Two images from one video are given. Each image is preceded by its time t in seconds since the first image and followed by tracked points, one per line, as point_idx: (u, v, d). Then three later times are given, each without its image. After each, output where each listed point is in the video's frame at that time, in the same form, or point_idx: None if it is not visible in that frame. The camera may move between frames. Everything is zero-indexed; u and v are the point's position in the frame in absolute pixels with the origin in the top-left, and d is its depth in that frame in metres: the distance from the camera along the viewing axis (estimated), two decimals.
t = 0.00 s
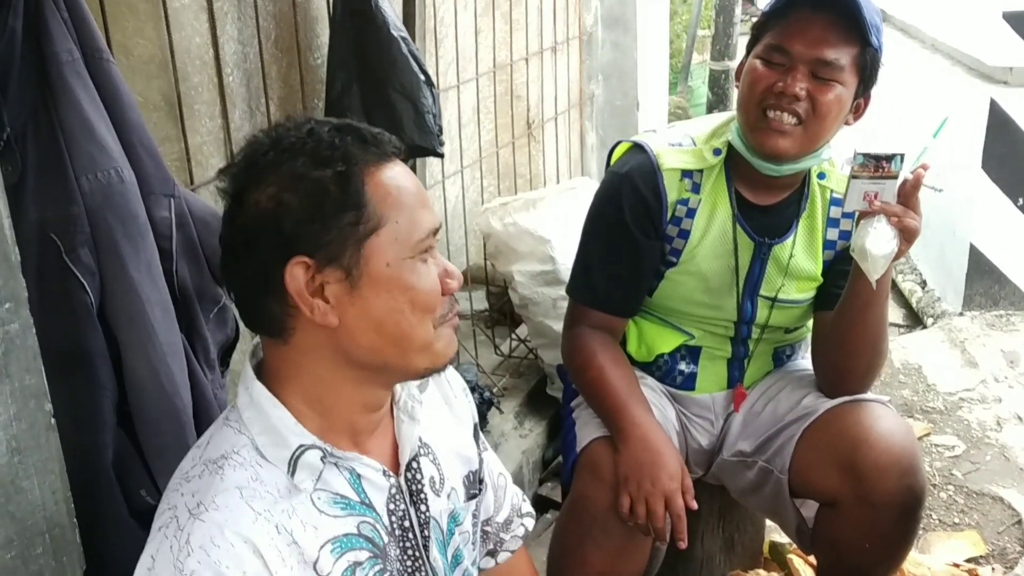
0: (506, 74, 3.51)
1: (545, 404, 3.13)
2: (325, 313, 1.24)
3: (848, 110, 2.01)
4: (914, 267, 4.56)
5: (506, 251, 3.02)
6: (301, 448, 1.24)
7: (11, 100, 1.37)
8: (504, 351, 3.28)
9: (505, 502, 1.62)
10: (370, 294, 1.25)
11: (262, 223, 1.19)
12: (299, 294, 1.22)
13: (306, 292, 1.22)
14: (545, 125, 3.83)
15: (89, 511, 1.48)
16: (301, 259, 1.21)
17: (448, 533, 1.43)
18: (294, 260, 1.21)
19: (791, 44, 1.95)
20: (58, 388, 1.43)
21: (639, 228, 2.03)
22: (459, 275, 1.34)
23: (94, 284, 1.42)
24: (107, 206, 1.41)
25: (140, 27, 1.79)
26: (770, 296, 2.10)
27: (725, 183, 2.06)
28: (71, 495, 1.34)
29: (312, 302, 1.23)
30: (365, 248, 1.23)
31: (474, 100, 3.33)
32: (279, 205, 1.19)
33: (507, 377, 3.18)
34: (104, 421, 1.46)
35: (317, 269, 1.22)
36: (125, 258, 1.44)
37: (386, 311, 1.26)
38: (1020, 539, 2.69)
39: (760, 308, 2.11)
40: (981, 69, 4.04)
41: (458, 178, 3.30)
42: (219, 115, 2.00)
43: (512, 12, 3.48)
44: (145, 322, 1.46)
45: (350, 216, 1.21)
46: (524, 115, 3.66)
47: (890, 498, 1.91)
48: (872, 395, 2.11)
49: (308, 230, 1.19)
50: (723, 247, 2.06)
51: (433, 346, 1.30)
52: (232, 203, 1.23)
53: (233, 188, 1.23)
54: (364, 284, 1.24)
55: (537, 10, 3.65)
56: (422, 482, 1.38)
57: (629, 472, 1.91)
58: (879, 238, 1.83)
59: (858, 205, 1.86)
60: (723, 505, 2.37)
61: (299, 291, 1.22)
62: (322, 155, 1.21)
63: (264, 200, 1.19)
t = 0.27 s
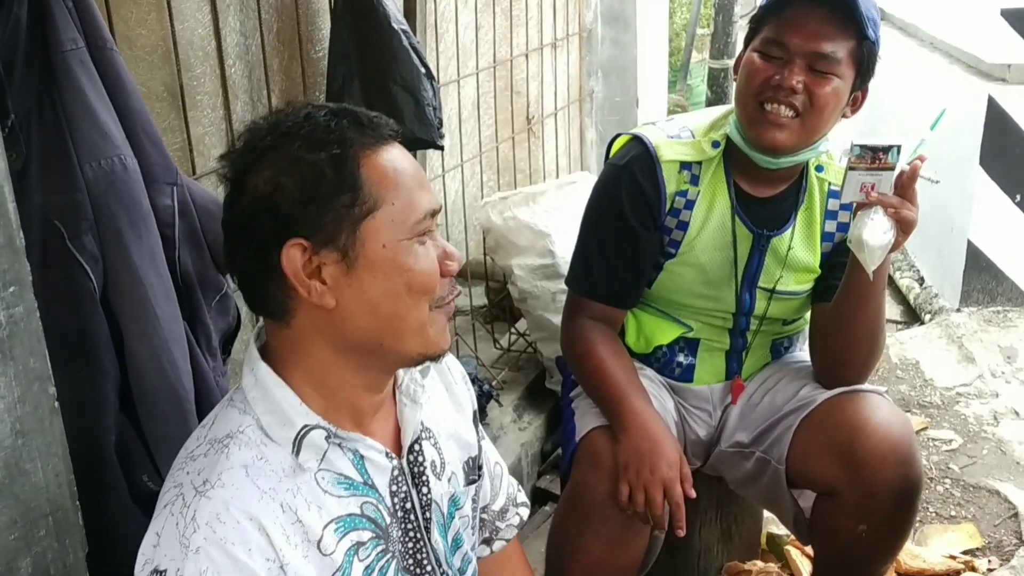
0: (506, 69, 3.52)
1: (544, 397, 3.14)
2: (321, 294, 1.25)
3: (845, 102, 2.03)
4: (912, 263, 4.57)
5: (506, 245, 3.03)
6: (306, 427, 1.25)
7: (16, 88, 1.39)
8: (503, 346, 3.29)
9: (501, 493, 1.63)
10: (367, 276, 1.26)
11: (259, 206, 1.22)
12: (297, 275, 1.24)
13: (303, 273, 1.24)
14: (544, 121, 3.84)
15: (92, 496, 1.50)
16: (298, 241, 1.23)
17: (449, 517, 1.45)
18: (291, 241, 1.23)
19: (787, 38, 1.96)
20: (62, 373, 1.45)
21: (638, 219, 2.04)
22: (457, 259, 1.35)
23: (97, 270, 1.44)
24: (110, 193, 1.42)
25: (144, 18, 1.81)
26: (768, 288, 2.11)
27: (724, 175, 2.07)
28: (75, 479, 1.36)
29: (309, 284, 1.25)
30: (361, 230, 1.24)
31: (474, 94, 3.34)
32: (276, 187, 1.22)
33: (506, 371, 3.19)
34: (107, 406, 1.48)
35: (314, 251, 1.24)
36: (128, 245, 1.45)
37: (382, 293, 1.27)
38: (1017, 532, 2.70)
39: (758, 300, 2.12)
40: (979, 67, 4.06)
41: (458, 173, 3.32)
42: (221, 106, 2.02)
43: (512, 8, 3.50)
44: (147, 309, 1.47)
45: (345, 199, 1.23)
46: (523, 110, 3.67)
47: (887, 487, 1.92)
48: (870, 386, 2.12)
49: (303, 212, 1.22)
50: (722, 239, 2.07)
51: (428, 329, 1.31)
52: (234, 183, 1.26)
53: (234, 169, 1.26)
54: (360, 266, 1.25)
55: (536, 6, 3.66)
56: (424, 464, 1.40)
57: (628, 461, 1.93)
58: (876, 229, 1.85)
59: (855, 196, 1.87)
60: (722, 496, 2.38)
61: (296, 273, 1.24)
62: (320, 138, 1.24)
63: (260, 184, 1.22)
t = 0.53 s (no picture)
0: (504, 68, 3.55)
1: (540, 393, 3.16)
2: (281, 284, 1.30)
3: (841, 100, 2.05)
4: (906, 264, 4.60)
5: (503, 242, 3.05)
6: (317, 415, 1.28)
7: (21, 77, 1.41)
8: (500, 342, 3.30)
9: (509, 485, 1.65)
10: (318, 271, 1.27)
11: (249, 194, 1.30)
12: (260, 263, 1.31)
13: (264, 262, 1.31)
14: (542, 119, 3.87)
15: (94, 482, 1.52)
16: (256, 233, 1.31)
17: (456, 509, 1.46)
18: (253, 233, 1.31)
19: (784, 36, 1.98)
20: (66, 360, 1.47)
21: (633, 214, 2.06)
22: (435, 257, 1.28)
23: (101, 259, 1.46)
24: (114, 182, 1.43)
25: (147, 10, 1.84)
26: (764, 284, 2.13)
27: (720, 172, 2.09)
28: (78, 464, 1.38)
29: (271, 273, 1.31)
30: (311, 223, 1.27)
31: (473, 92, 3.36)
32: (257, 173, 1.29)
33: (503, 366, 3.20)
34: (110, 393, 1.50)
35: (272, 241, 1.30)
36: (131, 233, 1.46)
37: (332, 289, 1.27)
38: (1008, 529, 2.72)
39: (754, 295, 2.15)
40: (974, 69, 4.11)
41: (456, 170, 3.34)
42: (222, 99, 2.05)
43: (510, 6, 3.52)
44: (150, 298, 1.48)
45: (297, 192, 1.27)
46: (521, 109, 3.69)
47: (878, 480, 1.94)
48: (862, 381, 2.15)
49: (273, 206, 1.28)
50: (719, 234, 2.09)
51: (388, 329, 1.28)
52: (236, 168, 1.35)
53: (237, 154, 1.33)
54: (312, 261, 1.27)
55: (535, 5, 3.69)
56: (432, 456, 1.41)
57: (623, 453, 1.95)
58: (869, 225, 1.87)
59: (849, 192, 1.89)
60: (716, 491, 2.41)
61: (259, 264, 1.31)
62: (300, 129, 1.29)
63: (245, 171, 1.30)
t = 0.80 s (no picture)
0: (503, 66, 3.56)
1: (537, 391, 3.17)
2: (274, 286, 1.32)
3: (839, 100, 2.07)
4: (900, 265, 4.62)
5: (501, 239, 3.06)
6: (323, 410, 1.29)
7: (28, 69, 1.42)
8: (497, 340, 3.31)
9: (506, 481, 1.67)
10: (304, 272, 1.27)
11: (245, 198, 1.32)
12: (256, 263, 1.33)
13: (259, 264, 1.33)
14: (540, 118, 3.88)
15: (97, 472, 1.53)
16: (249, 237, 1.33)
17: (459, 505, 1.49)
18: (248, 237, 1.34)
19: (785, 34, 2.00)
20: (70, 352, 1.49)
21: (632, 212, 2.08)
22: (418, 256, 1.26)
23: (106, 251, 1.47)
24: (119, 174, 1.44)
25: (152, 5, 1.86)
26: (762, 281, 2.15)
27: (719, 170, 2.11)
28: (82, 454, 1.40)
29: (266, 275, 1.33)
30: (293, 228, 1.27)
31: (471, 90, 3.38)
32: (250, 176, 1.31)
33: (500, 364, 3.22)
34: (113, 384, 1.51)
35: (264, 245, 1.32)
36: (136, 226, 1.47)
37: (317, 290, 1.27)
38: (1000, 526, 2.74)
39: (751, 293, 2.16)
40: (968, 70, 4.14)
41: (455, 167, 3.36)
42: (225, 94, 2.07)
43: (509, 5, 3.54)
44: (154, 290, 1.49)
45: (281, 196, 1.27)
46: (519, 107, 3.71)
47: (873, 476, 1.96)
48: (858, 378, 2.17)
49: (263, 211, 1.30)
50: (717, 232, 2.11)
51: (376, 329, 1.27)
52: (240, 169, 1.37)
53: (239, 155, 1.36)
54: (298, 265, 1.28)
55: (534, 4, 3.71)
56: (437, 452, 1.42)
57: (621, 448, 1.96)
58: (865, 222, 1.89)
59: (845, 190, 1.91)
60: (712, 487, 2.42)
61: (255, 264, 1.33)
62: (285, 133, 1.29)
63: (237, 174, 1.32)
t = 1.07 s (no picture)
0: (504, 64, 3.57)
1: (537, 389, 3.17)
2: (291, 274, 1.31)
3: (841, 98, 2.07)
4: (899, 264, 4.63)
5: (501, 238, 3.06)
6: (324, 405, 1.29)
7: (31, 64, 1.42)
8: (497, 338, 3.31)
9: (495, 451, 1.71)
10: (323, 270, 1.27)
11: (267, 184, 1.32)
12: (274, 251, 1.32)
13: (279, 251, 1.32)
14: (540, 116, 3.89)
15: (99, 467, 1.53)
16: (272, 221, 1.32)
17: (455, 492, 1.50)
18: (271, 220, 1.32)
19: (787, 32, 2.00)
20: (72, 347, 1.49)
21: (634, 211, 2.08)
22: (443, 273, 1.27)
23: (108, 246, 1.47)
24: (121, 169, 1.44)
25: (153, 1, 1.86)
26: (762, 279, 2.15)
27: (720, 168, 2.11)
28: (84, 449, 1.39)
29: (284, 262, 1.32)
30: (321, 223, 1.27)
31: (472, 88, 3.38)
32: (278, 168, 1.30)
33: (500, 362, 3.21)
34: (115, 379, 1.51)
35: (287, 232, 1.31)
36: (137, 221, 1.47)
37: (335, 291, 1.27)
38: (1000, 525, 2.74)
39: (752, 291, 2.16)
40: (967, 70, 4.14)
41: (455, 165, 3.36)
42: (226, 90, 2.07)
43: (510, 4, 3.54)
44: (156, 285, 1.49)
45: (315, 188, 1.27)
46: (519, 105, 3.71)
47: (875, 474, 1.96)
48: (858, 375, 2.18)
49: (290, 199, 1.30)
50: (718, 231, 2.11)
51: (384, 335, 1.27)
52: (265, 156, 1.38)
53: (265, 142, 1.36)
54: (319, 258, 1.27)
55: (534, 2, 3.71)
56: (434, 442, 1.44)
57: (622, 446, 1.97)
58: (864, 219, 1.90)
59: (845, 187, 1.91)
60: (712, 485, 2.42)
61: (273, 249, 1.32)
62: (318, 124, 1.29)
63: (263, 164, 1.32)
